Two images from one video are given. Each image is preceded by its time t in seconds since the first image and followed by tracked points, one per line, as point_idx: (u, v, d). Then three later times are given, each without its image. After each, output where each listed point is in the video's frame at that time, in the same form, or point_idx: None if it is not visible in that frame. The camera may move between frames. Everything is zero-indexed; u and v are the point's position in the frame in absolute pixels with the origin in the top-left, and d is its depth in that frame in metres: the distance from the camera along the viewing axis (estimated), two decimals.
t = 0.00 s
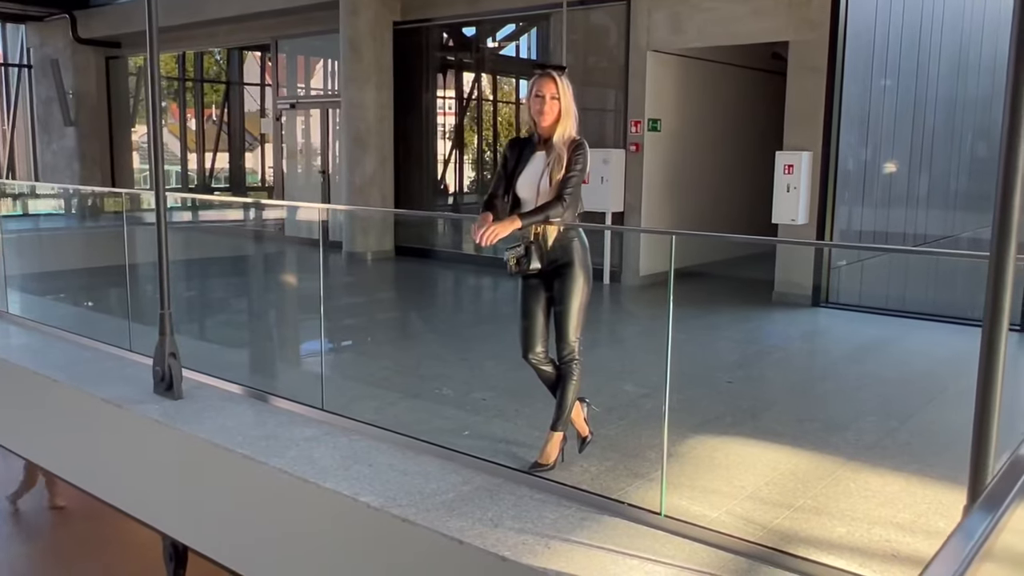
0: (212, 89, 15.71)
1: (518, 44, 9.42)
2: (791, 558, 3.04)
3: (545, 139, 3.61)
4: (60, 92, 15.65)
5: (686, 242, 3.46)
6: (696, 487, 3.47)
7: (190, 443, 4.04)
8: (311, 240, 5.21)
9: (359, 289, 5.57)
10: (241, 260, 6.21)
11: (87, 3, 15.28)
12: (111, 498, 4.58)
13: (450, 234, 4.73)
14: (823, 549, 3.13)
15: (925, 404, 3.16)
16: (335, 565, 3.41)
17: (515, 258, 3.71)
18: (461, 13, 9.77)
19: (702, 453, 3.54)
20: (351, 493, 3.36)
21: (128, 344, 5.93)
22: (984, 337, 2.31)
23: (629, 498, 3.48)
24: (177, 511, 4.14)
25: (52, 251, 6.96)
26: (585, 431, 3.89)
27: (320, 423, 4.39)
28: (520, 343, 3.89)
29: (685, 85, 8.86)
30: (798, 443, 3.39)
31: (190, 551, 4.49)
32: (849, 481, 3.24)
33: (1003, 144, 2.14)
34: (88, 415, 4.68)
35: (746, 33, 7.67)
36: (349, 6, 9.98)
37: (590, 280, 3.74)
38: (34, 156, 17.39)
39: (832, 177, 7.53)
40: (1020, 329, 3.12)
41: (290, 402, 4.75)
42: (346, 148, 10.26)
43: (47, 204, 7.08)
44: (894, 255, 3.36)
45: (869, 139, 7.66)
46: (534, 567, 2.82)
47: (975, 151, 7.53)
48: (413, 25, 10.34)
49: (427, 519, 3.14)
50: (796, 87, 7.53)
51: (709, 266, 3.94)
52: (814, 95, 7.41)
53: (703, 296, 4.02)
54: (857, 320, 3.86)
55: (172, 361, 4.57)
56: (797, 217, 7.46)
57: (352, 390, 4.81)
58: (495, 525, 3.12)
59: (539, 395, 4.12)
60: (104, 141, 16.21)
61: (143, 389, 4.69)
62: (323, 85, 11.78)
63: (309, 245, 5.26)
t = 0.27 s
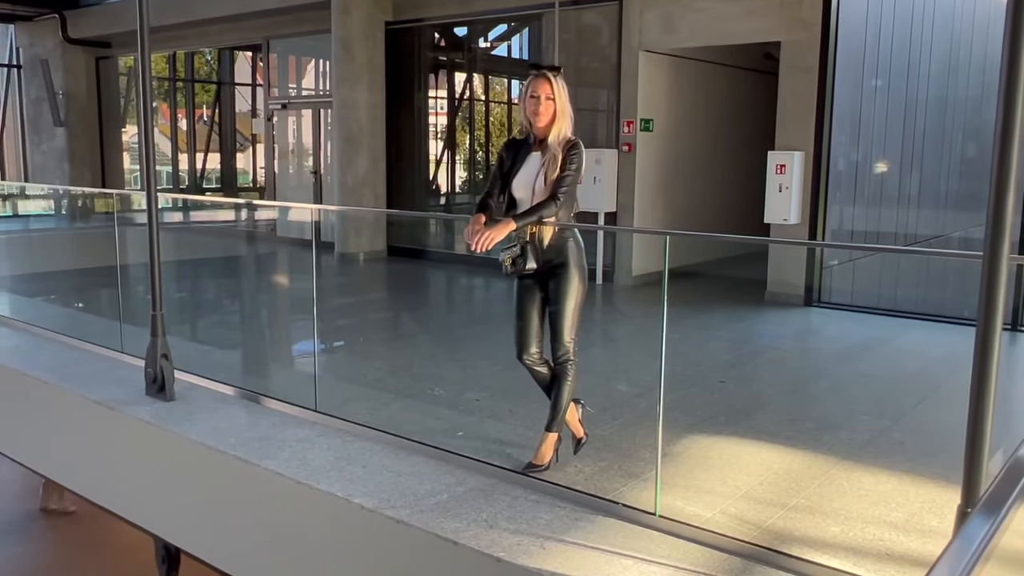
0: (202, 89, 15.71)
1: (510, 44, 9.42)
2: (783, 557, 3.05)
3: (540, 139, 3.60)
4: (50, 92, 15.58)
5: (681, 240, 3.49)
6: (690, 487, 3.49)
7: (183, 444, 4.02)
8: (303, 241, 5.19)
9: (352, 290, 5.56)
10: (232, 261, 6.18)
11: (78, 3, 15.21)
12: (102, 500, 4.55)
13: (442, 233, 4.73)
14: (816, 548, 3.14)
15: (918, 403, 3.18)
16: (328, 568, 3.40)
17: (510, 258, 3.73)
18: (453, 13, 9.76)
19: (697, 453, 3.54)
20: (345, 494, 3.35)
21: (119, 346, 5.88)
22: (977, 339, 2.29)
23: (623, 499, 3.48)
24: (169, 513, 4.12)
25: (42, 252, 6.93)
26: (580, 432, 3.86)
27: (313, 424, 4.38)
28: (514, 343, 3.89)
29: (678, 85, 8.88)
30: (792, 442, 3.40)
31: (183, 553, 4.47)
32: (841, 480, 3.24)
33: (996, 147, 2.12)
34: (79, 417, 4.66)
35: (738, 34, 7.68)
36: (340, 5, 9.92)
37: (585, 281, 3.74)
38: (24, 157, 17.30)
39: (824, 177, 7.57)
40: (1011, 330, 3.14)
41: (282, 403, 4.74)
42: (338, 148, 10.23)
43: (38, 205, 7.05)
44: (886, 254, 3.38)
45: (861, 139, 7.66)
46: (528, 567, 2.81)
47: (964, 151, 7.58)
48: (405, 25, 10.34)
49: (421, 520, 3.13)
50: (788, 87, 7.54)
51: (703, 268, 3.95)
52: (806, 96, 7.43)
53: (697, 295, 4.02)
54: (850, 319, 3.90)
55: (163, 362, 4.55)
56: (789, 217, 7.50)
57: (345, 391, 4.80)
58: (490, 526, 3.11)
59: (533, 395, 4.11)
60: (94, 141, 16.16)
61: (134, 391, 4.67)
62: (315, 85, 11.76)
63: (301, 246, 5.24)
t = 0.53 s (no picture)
0: (196, 90, 15.47)
1: (503, 45, 9.42)
2: (778, 558, 3.04)
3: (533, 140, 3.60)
4: (42, 93, 15.53)
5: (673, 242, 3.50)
6: (685, 487, 3.46)
7: (177, 446, 4.00)
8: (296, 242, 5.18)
9: (346, 291, 5.55)
10: (225, 262, 6.16)
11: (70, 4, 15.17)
12: (95, 502, 4.53)
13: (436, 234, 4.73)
14: (812, 548, 3.13)
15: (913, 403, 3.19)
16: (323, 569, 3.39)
17: (506, 259, 3.67)
18: (447, 14, 9.76)
19: (691, 454, 3.54)
20: (339, 495, 3.35)
21: (112, 347, 5.86)
22: (971, 341, 2.29)
23: (618, 499, 3.48)
24: (163, 515, 4.10)
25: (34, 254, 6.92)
26: (575, 434, 3.86)
27: (307, 425, 4.37)
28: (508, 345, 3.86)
29: (672, 85, 8.88)
30: (787, 442, 3.41)
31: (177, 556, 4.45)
32: (835, 480, 3.23)
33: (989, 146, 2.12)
34: (72, 418, 4.64)
35: (731, 35, 7.69)
36: (335, 6, 9.94)
37: (580, 282, 3.74)
38: (15, 158, 17.24)
39: (817, 178, 7.64)
40: (1004, 329, 3.23)
41: (276, 405, 4.73)
42: (332, 149, 10.22)
43: (30, 207, 6.99)
44: (879, 256, 3.40)
45: (854, 140, 7.72)
46: (523, 568, 2.82)
47: (957, 152, 7.37)
48: (399, 26, 10.33)
49: (415, 521, 3.12)
50: (781, 88, 7.61)
51: (696, 269, 3.96)
52: (799, 98, 7.51)
53: (691, 295, 4.02)
54: (844, 320, 3.90)
55: (157, 363, 4.54)
56: (783, 218, 7.53)
57: (340, 392, 4.79)
58: (485, 527, 3.11)
59: (528, 396, 4.11)
60: (87, 142, 16.12)
61: (128, 393, 4.65)
62: (308, 86, 11.74)
63: (295, 247, 5.23)
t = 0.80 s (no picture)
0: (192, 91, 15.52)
1: (500, 47, 9.42)
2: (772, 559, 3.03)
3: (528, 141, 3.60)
4: (38, 94, 15.51)
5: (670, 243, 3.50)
6: (682, 489, 3.44)
7: (174, 449, 4.00)
8: (293, 244, 5.17)
9: (343, 293, 5.54)
10: (221, 264, 6.16)
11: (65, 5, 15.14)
12: (92, 505, 4.52)
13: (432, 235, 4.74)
14: (807, 549, 3.09)
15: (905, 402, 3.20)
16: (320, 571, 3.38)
17: (500, 260, 3.70)
18: (444, 15, 9.77)
19: (687, 457, 3.53)
20: (336, 497, 3.35)
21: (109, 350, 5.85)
22: (966, 343, 2.30)
23: (614, 501, 3.46)
24: (160, 517, 4.09)
25: (29, 256, 6.89)
26: (574, 436, 3.84)
27: (304, 427, 4.37)
28: (504, 347, 3.88)
29: (667, 87, 8.88)
30: (783, 443, 3.42)
31: (174, 559, 4.45)
32: (831, 481, 3.23)
33: (983, 150, 2.13)
34: (69, 421, 4.63)
35: (727, 37, 7.71)
36: (331, 7, 9.94)
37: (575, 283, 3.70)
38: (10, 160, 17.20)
39: (814, 179, 7.63)
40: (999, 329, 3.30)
41: (273, 407, 4.72)
42: (329, 151, 10.22)
43: (26, 209, 7.00)
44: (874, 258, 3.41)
45: (850, 141, 7.69)
46: (520, 569, 2.82)
47: (952, 154, 7.48)
48: (395, 28, 10.32)
49: (412, 523, 3.13)
50: (778, 89, 7.59)
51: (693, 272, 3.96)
52: (796, 100, 7.49)
53: (688, 295, 4.02)
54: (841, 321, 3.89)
55: (154, 366, 4.53)
56: (780, 220, 7.52)
57: (336, 394, 4.79)
58: (482, 529, 3.11)
59: (525, 397, 4.11)
60: (82, 143, 16.09)
61: (125, 395, 4.65)
62: (304, 87, 11.73)
63: (292, 249, 5.23)
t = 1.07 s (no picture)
0: (184, 90, 15.48)
1: (498, 45, 9.31)
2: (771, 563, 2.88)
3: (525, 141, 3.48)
4: (28, 93, 15.35)
5: (672, 244, 3.36)
6: (684, 496, 3.30)
7: (164, 454, 3.88)
8: (287, 245, 5.06)
9: (338, 294, 5.43)
10: (214, 265, 6.04)
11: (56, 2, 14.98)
12: (81, 512, 4.40)
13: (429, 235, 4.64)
14: (814, 557, 2.98)
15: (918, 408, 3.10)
16: None
17: (496, 262, 3.58)
18: (440, 13, 9.66)
19: (690, 461, 3.40)
20: (330, 504, 3.23)
21: (99, 352, 5.72)
22: (971, 358, 2.15)
23: (616, 508, 3.31)
24: (151, 525, 3.98)
25: (16, 256, 6.75)
26: (574, 440, 3.71)
27: (298, 432, 4.25)
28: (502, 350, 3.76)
29: (667, 86, 8.77)
30: (791, 449, 3.32)
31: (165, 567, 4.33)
32: (837, 488, 3.13)
33: (990, 148, 1.98)
34: (58, 425, 4.51)
35: (728, 35, 7.63)
36: (327, 5, 9.85)
37: (575, 285, 3.60)
38: None
39: (817, 179, 7.55)
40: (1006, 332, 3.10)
41: (266, 411, 4.60)
42: (325, 150, 10.12)
43: (15, 209, 6.84)
44: (882, 259, 3.31)
45: (854, 140, 7.65)
46: None
47: (958, 154, 7.36)
48: (392, 25, 10.21)
49: (409, 530, 3.01)
50: (780, 88, 7.54)
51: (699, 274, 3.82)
52: (798, 99, 7.44)
53: (693, 298, 3.92)
54: (851, 324, 3.79)
55: (144, 369, 4.41)
56: (782, 220, 7.46)
57: (331, 397, 4.67)
58: (481, 535, 2.99)
59: (525, 401, 4.00)
60: (72, 143, 15.93)
61: (116, 399, 4.53)
62: (299, 86, 11.61)
63: (287, 250, 5.11)
